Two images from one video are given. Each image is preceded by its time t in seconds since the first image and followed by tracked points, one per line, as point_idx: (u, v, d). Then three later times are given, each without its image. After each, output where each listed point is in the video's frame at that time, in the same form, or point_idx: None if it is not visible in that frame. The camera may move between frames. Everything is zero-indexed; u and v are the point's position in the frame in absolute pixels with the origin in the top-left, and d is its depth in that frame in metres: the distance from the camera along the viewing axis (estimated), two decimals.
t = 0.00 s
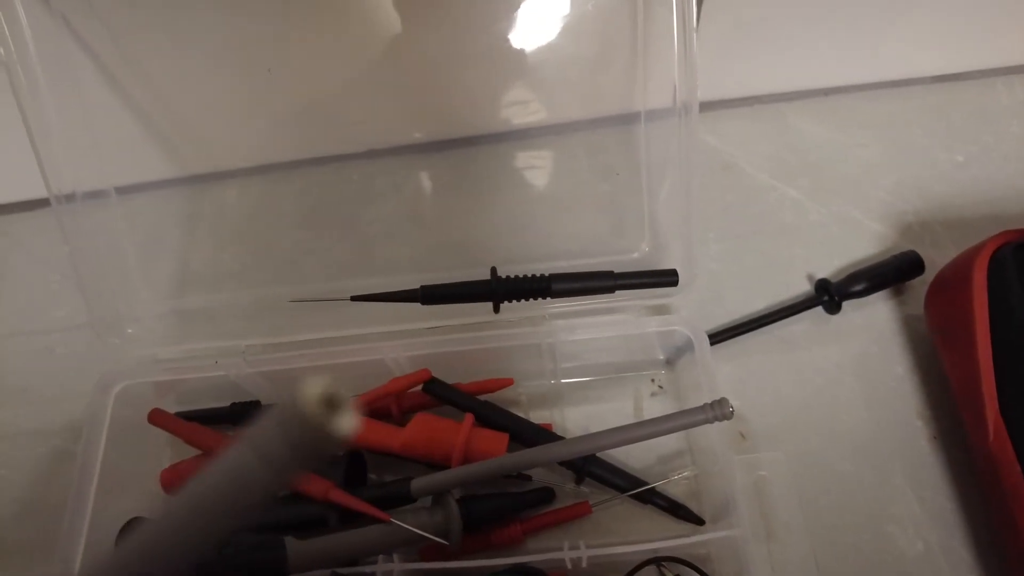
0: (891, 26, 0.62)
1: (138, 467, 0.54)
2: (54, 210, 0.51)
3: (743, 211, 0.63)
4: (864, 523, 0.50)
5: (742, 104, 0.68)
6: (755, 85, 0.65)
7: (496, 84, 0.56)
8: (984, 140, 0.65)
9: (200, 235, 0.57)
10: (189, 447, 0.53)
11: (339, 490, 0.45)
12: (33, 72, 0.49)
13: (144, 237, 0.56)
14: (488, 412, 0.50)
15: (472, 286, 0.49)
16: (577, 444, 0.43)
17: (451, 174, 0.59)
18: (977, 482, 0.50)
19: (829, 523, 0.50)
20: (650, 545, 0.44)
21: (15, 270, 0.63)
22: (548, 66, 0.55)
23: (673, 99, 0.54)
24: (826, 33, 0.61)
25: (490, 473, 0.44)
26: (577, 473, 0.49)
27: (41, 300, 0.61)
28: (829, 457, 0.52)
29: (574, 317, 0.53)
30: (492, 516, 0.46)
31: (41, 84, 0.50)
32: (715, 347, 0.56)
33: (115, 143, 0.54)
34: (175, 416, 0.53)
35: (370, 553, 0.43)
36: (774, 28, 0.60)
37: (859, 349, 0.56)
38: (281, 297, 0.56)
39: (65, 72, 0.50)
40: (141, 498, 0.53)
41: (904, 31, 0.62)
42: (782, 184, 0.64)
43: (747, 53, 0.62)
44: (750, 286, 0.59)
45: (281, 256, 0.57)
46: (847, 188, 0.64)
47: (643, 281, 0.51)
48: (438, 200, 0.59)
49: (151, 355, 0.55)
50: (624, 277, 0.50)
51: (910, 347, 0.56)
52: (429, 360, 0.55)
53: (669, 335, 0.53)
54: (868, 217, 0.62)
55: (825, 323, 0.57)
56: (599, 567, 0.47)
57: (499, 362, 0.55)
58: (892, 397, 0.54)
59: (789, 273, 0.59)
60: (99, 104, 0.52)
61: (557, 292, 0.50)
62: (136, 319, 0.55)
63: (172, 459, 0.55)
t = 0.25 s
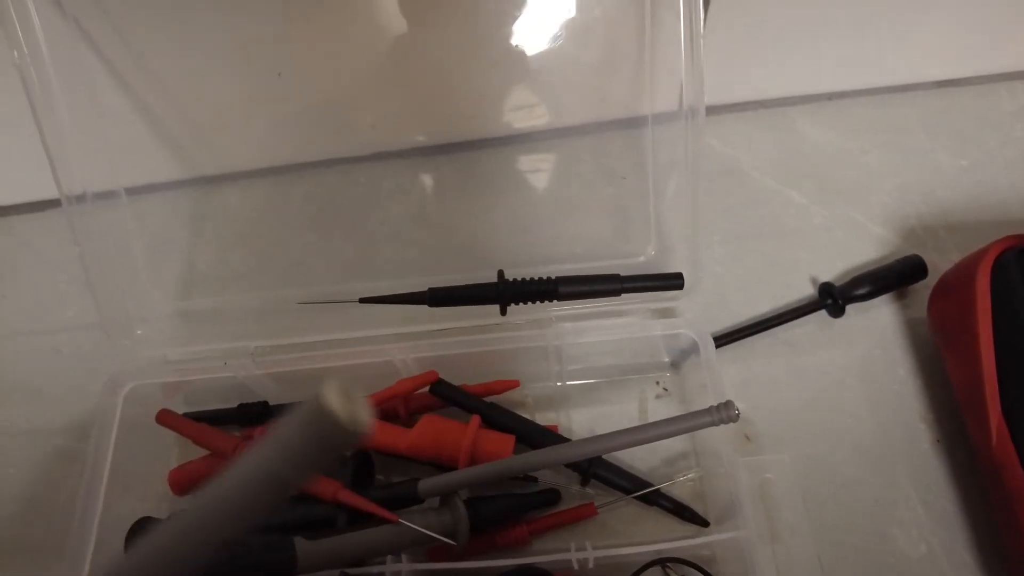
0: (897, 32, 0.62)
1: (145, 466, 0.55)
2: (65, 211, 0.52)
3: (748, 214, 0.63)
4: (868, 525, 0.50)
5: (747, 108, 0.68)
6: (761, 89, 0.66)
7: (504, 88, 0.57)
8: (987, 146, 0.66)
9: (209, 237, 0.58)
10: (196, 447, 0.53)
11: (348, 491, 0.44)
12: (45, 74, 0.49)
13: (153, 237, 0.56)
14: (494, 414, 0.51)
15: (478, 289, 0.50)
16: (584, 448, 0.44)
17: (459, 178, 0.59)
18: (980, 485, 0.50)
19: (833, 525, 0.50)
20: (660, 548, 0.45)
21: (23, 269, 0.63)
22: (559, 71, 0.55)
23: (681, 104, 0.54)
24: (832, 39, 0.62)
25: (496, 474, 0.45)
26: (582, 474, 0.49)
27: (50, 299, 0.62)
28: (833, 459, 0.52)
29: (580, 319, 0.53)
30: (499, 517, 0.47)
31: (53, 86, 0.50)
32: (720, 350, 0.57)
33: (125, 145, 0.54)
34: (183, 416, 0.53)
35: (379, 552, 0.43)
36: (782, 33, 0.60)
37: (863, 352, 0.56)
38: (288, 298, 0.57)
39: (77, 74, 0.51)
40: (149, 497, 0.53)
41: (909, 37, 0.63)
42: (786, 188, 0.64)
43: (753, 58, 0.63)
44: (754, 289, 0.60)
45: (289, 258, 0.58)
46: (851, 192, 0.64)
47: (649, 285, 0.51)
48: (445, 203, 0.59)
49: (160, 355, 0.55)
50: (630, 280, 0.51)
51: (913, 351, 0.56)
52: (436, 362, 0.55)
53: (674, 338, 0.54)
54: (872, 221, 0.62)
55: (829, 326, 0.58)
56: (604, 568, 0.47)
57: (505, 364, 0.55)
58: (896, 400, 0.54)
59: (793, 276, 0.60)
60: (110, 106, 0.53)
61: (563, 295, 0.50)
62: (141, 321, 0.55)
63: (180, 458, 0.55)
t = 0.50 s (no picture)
0: (889, 29, 0.62)
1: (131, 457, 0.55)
2: (52, 204, 0.52)
3: (736, 210, 0.63)
4: (850, 520, 0.50)
5: (737, 104, 0.68)
6: (751, 86, 0.66)
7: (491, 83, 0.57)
8: (978, 143, 0.66)
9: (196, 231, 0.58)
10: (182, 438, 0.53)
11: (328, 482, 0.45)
12: (32, 68, 0.50)
13: (141, 231, 0.56)
14: (477, 406, 0.51)
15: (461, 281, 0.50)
16: (564, 436, 0.44)
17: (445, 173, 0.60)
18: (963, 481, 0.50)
19: (816, 520, 0.50)
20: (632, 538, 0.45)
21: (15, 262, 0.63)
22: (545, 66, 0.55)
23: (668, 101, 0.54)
24: (821, 35, 0.62)
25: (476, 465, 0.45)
26: (564, 467, 0.50)
27: (40, 291, 0.62)
28: (816, 454, 0.52)
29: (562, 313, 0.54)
30: (479, 508, 0.47)
31: (41, 80, 0.50)
32: (706, 345, 0.57)
33: (113, 138, 0.55)
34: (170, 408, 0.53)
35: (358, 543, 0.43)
36: (770, 28, 0.60)
37: (848, 347, 0.56)
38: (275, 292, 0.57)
39: (65, 67, 0.51)
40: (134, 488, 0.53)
41: (900, 34, 0.63)
42: (775, 184, 0.64)
43: (743, 54, 0.62)
44: (740, 284, 0.60)
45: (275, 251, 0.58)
46: (840, 188, 0.64)
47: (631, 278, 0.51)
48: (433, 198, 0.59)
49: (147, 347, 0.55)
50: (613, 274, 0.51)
51: (899, 347, 0.56)
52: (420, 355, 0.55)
53: (657, 331, 0.54)
54: (860, 217, 0.62)
55: (816, 322, 0.57)
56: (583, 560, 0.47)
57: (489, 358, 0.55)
58: (880, 395, 0.54)
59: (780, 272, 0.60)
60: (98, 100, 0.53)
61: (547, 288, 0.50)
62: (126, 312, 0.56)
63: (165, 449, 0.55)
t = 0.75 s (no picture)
0: None
1: (54, 418, 0.54)
2: None
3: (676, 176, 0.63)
4: (776, 481, 0.49)
5: (682, 71, 0.67)
6: (695, 51, 0.65)
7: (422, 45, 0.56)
8: (925, 108, 0.65)
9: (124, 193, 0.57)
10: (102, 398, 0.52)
11: (234, 436, 0.44)
12: None
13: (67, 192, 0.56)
14: (396, 365, 0.50)
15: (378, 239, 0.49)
16: (467, 388, 0.43)
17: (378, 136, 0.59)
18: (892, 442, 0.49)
19: (740, 481, 0.49)
20: (539, 488, 0.42)
21: None
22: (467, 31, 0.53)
23: (586, 68, 0.52)
24: None
25: (383, 420, 0.44)
26: (484, 426, 0.49)
27: None
28: (745, 415, 0.51)
29: (485, 272, 0.53)
30: (391, 465, 0.46)
31: None
32: (638, 308, 0.56)
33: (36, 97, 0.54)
34: (91, 368, 0.52)
35: (256, 497, 0.42)
36: None
37: (782, 309, 0.55)
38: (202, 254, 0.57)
39: None
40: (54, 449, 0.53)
41: None
42: (717, 150, 0.63)
43: (684, 17, 0.62)
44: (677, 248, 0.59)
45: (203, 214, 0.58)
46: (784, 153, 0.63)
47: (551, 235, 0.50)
48: (364, 160, 0.58)
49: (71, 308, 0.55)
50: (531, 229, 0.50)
51: (835, 309, 0.55)
52: (345, 317, 0.54)
53: (581, 289, 0.53)
54: (803, 181, 0.61)
55: (750, 284, 0.56)
56: (494, 518, 0.45)
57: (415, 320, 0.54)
58: (813, 356, 0.53)
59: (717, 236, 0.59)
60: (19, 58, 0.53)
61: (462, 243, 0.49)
62: (59, 274, 0.57)
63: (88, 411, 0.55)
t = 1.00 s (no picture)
0: None
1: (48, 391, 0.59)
2: None
3: (631, 166, 0.67)
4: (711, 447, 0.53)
5: (640, 67, 0.71)
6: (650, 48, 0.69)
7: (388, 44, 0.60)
8: (867, 101, 0.69)
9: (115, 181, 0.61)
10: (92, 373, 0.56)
11: (211, 403, 0.49)
12: None
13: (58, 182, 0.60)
14: (363, 341, 0.54)
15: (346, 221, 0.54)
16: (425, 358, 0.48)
17: (349, 130, 0.63)
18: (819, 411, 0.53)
19: (678, 446, 0.53)
20: (493, 444, 0.47)
21: None
22: (431, 25, 0.57)
23: (536, 65, 0.56)
24: None
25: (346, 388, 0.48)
26: (443, 396, 0.53)
27: None
28: (685, 386, 0.55)
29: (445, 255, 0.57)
30: (356, 430, 0.50)
31: None
32: (591, 288, 0.60)
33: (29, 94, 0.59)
34: (82, 345, 0.57)
35: (229, 456, 0.46)
36: None
37: (724, 289, 0.59)
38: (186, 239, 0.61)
39: None
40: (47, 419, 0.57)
41: None
42: (670, 141, 0.68)
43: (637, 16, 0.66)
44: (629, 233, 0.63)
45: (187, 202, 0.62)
46: (733, 144, 0.67)
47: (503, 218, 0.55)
48: (337, 151, 0.63)
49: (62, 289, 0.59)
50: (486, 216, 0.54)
51: (773, 289, 0.59)
52: (318, 297, 0.59)
53: (534, 271, 0.57)
54: (749, 171, 0.65)
55: (695, 267, 0.60)
56: (448, 476, 0.50)
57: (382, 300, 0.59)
58: (750, 333, 0.57)
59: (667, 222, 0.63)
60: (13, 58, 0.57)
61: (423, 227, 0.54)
62: (52, 258, 0.61)
63: (79, 384, 0.59)
